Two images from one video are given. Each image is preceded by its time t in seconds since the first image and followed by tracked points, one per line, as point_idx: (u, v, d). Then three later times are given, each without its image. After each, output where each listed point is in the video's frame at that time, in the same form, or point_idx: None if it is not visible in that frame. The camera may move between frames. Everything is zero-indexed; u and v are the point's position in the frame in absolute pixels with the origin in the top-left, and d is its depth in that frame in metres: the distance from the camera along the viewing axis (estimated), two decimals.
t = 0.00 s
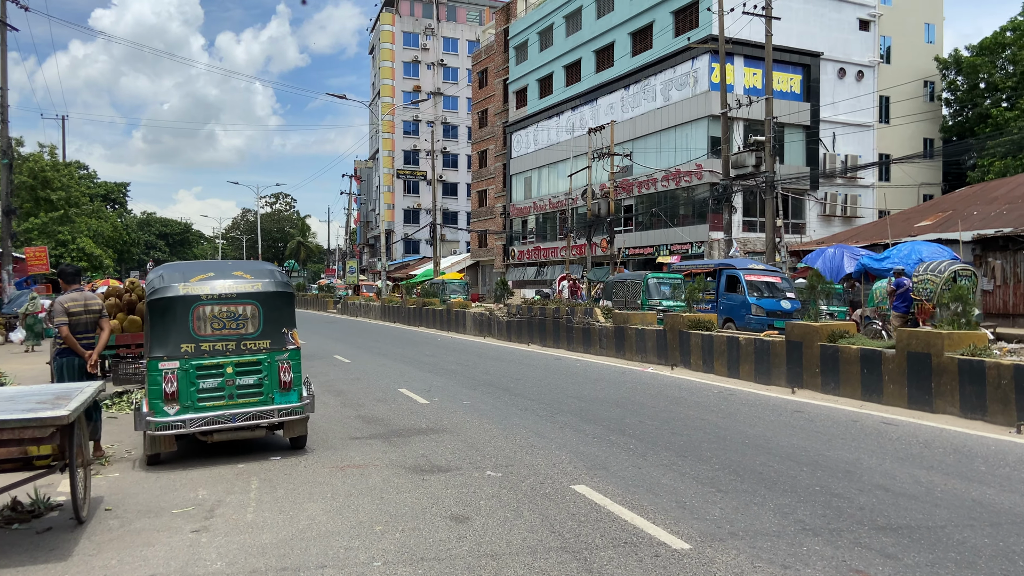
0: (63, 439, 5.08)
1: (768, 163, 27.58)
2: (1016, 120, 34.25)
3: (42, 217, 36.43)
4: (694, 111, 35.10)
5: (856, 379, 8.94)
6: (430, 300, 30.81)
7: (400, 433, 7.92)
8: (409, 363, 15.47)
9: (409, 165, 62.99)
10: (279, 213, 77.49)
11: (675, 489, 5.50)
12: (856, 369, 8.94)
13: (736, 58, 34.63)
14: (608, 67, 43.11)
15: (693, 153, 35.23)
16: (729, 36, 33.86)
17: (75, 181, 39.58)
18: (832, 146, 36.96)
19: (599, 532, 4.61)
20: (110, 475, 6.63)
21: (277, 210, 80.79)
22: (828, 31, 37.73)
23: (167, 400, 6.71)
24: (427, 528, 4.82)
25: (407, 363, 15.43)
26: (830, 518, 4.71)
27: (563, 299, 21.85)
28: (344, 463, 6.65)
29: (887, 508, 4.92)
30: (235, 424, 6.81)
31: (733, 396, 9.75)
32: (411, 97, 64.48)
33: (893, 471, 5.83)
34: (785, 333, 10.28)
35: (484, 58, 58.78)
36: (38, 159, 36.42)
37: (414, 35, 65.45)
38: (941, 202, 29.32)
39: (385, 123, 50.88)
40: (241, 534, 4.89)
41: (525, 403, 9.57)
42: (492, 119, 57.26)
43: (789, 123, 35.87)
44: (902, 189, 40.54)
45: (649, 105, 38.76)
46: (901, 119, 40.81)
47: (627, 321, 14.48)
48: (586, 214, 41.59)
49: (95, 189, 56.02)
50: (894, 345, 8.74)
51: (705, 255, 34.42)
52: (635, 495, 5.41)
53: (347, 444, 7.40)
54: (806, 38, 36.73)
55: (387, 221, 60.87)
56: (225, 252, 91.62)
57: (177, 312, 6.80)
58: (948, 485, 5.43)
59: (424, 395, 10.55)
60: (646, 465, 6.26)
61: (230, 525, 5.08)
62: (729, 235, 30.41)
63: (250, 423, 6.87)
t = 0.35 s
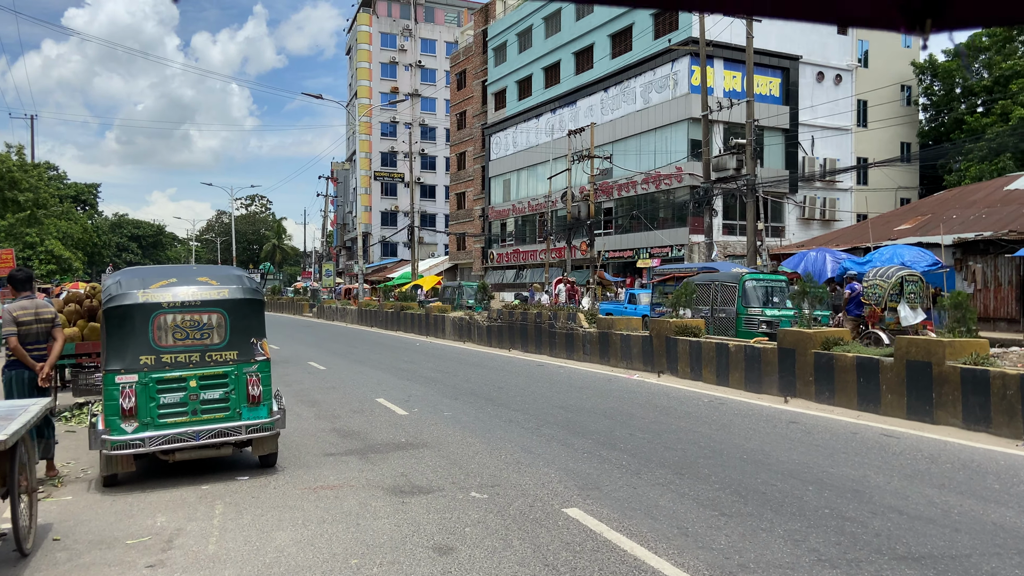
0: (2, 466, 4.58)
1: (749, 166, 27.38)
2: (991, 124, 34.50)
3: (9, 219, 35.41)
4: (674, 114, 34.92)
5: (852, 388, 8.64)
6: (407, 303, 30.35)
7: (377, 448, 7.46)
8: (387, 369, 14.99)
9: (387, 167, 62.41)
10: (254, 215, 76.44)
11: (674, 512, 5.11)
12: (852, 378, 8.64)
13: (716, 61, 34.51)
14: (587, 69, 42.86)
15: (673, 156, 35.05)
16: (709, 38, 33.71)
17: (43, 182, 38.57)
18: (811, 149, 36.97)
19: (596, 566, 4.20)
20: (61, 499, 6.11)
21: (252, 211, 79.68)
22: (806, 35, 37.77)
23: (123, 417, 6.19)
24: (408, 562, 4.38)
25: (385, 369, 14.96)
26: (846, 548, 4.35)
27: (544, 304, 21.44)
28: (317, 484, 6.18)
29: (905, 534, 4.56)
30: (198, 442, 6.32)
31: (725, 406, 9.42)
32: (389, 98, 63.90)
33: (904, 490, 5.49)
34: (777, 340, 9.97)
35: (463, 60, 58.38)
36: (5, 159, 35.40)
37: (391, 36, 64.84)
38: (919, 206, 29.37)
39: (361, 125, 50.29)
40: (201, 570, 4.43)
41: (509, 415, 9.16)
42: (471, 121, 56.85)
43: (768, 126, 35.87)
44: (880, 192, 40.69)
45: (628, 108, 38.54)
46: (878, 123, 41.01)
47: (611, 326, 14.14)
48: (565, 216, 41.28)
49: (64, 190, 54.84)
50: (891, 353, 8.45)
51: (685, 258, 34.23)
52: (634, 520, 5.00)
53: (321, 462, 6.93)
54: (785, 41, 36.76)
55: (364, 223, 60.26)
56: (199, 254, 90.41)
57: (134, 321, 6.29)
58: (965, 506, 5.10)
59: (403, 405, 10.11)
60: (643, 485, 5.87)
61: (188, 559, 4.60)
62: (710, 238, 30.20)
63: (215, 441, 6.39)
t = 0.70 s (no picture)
0: None
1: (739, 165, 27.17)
2: (976, 125, 34.44)
3: None
4: (662, 113, 34.70)
5: (861, 390, 8.35)
6: (393, 303, 29.89)
7: (368, 454, 7.06)
8: (374, 370, 14.58)
9: (371, 166, 61.88)
10: (235, 214, 75.50)
11: (693, 526, 4.75)
12: (861, 380, 8.35)
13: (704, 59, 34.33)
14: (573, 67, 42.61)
15: (661, 155, 34.84)
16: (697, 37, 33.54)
17: (19, 180, 37.67)
18: (798, 149, 36.87)
19: None
20: (29, 512, 5.66)
21: (233, 211, 78.73)
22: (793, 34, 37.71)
23: (97, 424, 5.75)
24: None
25: (372, 370, 14.54)
26: (884, 565, 4.02)
27: (534, 303, 21.06)
28: (306, 494, 5.78)
29: (944, 550, 4.24)
30: (178, 449, 5.89)
31: (727, 408, 9.10)
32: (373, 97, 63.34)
33: (932, 499, 5.18)
34: (781, 340, 9.67)
35: (448, 58, 57.95)
36: None
37: (375, 34, 64.29)
38: (907, 205, 29.32)
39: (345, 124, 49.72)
40: None
41: (504, 418, 8.80)
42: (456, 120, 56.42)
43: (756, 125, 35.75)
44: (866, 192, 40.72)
45: (616, 107, 38.29)
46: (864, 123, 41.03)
47: (606, 326, 13.83)
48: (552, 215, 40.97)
49: (41, 188, 53.76)
50: (903, 353, 8.16)
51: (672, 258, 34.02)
52: (649, 534, 4.65)
53: (309, 470, 6.52)
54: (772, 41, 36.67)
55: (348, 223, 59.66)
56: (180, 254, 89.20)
57: (109, 321, 5.85)
58: (999, 516, 4.80)
59: (394, 408, 9.70)
60: (654, 494, 5.52)
61: None
62: (699, 238, 29.95)
63: (196, 449, 5.96)
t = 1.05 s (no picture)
0: None
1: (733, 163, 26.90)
2: (968, 124, 34.00)
3: None
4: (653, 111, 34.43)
5: (875, 394, 8.03)
6: (384, 303, 29.47)
7: (363, 463, 6.68)
8: (366, 372, 14.17)
9: (359, 165, 61.36)
10: (222, 213, 74.74)
11: (718, 545, 4.38)
12: (875, 383, 8.04)
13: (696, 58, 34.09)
14: (564, 65, 42.29)
15: (653, 154, 34.57)
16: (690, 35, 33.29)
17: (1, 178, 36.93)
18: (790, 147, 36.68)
19: None
20: None
21: (220, 210, 77.95)
22: (784, 33, 37.52)
23: (70, 434, 5.33)
24: None
25: (364, 372, 14.13)
26: None
27: (527, 304, 20.69)
28: (297, 508, 5.39)
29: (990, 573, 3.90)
30: (160, 461, 5.49)
31: (735, 412, 8.77)
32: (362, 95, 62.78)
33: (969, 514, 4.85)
34: (788, 341, 9.35)
35: (437, 56, 57.45)
36: None
37: (364, 32, 63.71)
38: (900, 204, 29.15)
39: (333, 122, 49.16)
40: None
41: (503, 423, 8.42)
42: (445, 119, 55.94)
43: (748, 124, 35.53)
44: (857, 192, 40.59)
45: (607, 105, 37.99)
46: (856, 122, 40.90)
47: (603, 327, 13.52)
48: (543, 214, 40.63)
49: (24, 187, 52.89)
50: (918, 356, 7.87)
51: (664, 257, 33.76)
52: (672, 554, 4.28)
53: (301, 481, 6.12)
54: (764, 39, 36.45)
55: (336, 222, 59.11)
56: (166, 253, 88.30)
57: (82, 323, 5.43)
58: None
59: (387, 413, 9.31)
60: (672, 508, 5.15)
61: None
62: (691, 237, 29.66)
63: (179, 460, 5.57)
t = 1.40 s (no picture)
0: None
1: (731, 161, 26.53)
2: (965, 122, 33.97)
3: None
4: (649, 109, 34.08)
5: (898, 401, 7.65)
6: (377, 303, 28.93)
7: (357, 476, 6.28)
8: (359, 376, 13.67)
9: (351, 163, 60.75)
10: (212, 212, 73.95)
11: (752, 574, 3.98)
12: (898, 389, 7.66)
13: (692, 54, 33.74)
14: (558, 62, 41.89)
15: (648, 152, 34.23)
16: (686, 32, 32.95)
17: None
18: (786, 146, 36.38)
19: None
20: None
21: (210, 208, 77.13)
22: (780, 30, 37.21)
23: (40, 450, 4.88)
24: None
25: (356, 376, 13.63)
26: None
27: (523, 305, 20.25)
28: (289, 529, 4.98)
29: None
30: (139, 478, 5.05)
31: (747, 419, 8.38)
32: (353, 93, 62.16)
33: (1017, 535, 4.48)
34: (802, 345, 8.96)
35: (430, 53, 56.90)
36: None
37: (355, 29, 63.08)
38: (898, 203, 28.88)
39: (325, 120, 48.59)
40: None
41: (504, 431, 8.02)
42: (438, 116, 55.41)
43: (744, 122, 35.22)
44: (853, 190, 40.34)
45: (602, 102, 37.60)
46: (851, 120, 40.62)
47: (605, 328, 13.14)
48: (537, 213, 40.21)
49: (10, 185, 51.99)
50: (943, 361, 7.49)
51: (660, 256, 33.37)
52: None
53: (292, 497, 5.70)
54: (760, 36, 36.13)
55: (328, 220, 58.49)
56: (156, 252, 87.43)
57: (54, 329, 4.99)
58: None
59: (382, 420, 8.89)
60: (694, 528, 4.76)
61: None
62: (688, 235, 29.29)
63: (160, 477, 5.13)
